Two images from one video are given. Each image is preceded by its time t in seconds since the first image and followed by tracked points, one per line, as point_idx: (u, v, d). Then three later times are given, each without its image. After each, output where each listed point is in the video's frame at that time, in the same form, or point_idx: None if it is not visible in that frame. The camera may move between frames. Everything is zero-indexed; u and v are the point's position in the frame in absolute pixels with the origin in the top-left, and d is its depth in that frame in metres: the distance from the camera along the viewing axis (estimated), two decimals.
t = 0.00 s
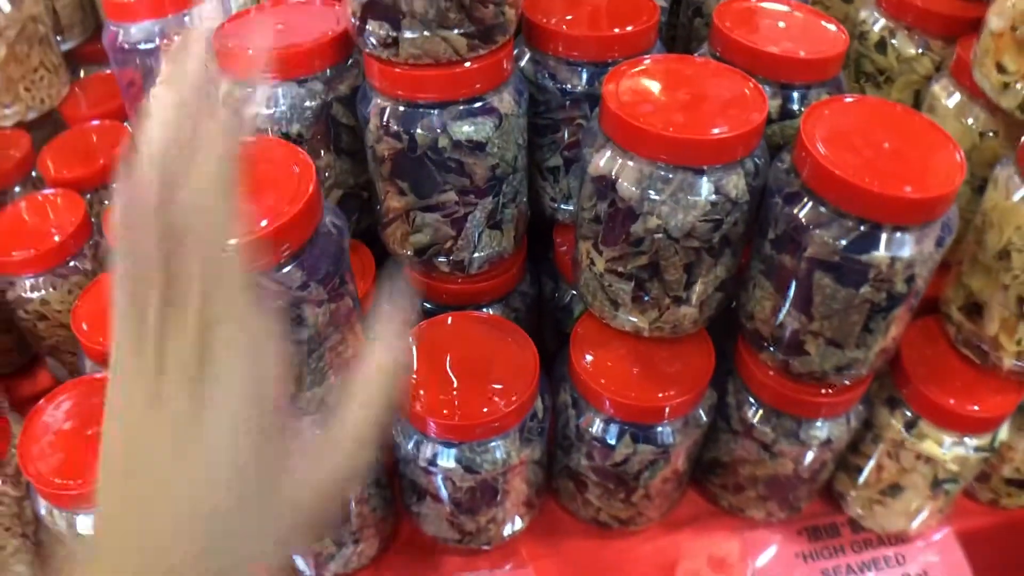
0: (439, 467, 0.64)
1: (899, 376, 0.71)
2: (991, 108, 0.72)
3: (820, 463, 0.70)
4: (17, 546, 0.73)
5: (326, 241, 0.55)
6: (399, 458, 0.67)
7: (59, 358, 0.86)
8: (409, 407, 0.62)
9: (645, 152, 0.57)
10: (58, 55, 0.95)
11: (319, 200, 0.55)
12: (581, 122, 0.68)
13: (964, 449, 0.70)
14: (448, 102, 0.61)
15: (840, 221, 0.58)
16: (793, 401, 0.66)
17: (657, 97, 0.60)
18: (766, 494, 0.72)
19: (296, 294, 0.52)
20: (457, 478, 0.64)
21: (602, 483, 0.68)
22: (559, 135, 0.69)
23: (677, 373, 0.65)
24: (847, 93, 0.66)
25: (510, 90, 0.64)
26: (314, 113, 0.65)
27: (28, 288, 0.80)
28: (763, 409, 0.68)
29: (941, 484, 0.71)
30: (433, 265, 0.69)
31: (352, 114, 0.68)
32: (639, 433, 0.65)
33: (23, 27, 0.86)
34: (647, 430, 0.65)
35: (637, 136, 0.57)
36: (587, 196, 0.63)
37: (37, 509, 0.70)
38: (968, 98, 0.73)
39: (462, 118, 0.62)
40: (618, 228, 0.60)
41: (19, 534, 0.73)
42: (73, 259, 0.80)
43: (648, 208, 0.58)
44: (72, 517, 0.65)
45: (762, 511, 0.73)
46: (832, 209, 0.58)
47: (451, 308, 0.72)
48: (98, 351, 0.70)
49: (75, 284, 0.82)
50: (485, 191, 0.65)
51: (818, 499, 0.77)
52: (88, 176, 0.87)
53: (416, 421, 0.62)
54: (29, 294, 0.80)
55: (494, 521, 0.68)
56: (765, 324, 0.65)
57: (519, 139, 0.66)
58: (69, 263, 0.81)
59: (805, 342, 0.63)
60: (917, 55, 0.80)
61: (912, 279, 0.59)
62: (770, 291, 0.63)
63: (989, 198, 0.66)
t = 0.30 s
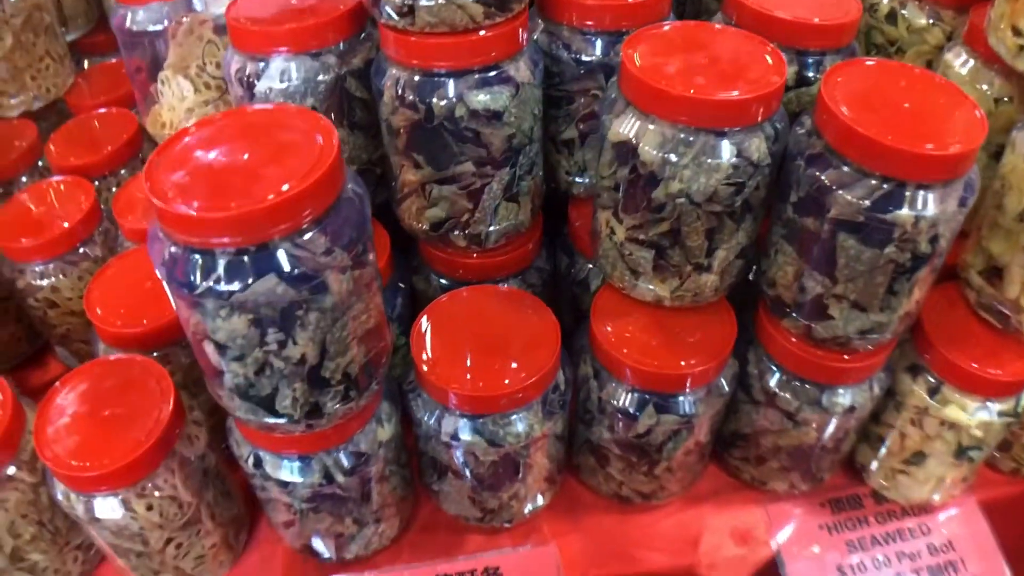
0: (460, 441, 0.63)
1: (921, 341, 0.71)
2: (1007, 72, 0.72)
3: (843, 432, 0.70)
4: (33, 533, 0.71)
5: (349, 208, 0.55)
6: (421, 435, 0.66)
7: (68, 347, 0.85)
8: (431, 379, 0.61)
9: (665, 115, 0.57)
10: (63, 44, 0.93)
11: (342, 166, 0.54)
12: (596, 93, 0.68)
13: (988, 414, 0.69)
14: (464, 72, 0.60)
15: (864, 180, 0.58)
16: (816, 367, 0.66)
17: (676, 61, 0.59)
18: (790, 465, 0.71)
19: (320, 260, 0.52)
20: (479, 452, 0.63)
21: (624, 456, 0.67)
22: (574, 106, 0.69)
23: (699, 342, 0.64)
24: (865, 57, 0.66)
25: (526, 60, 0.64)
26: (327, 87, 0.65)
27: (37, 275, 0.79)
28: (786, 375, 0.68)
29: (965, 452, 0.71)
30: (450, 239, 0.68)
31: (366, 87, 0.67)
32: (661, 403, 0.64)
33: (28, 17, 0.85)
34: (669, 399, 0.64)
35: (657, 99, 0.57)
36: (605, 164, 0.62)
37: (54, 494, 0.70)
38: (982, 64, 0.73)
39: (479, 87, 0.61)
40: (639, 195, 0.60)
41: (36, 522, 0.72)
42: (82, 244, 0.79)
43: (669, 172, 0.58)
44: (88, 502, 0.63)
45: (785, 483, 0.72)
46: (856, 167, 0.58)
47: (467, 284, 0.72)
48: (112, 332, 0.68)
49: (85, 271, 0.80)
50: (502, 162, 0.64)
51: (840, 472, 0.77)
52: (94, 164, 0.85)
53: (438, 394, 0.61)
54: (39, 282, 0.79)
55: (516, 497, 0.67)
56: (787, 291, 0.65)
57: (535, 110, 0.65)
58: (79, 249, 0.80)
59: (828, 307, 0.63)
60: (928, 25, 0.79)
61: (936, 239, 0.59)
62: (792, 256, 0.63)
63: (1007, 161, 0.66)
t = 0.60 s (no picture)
0: (475, 399, 0.63)
1: (928, 307, 0.72)
2: (1012, 46, 0.73)
3: (851, 395, 0.71)
4: (39, 495, 0.70)
5: (375, 160, 0.56)
6: (434, 394, 0.66)
7: (70, 311, 0.84)
8: (447, 336, 0.61)
9: (685, 73, 0.57)
10: (66, 9, 0.95)
11: (367, 118, 0.55)
12: (613, 56, 0.67)
13: (991, 379, 0.71)
14: (482, 30, 0.60)
15: (878, 141, 0.58)
16: (826, 329, 0.67)
17: (696, 23, 0.60)
18: (799, 429, 0.72)
19: (347, 210, 0.54)
20: (494, 411, 0.63)
21: (636, 417, 0.67)
22: (589, 69, 0.68)
23: (712, 303, 0.65)
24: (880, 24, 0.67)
25: (546, 21, 0.64)
26: (344, 45, 0.65)
27: (42, 237, 0.78)
28: (797, 338, 0.69)
29: (969, 418, 0.73)
30: (464, 200, 0.68)
31: (383, 48, 0.67)
32: (675, 362, 0.64)
33: None
34: (680, 359, 0.64)
35: (678, 56, 0.57)
36: (623, 125, 0.63)
37: (62, 453, 0.69)
38: (989, 37, 0.74)
39: (498, 46, 0.61)
40: (657, 154, 0.61)
41: (42, 484, 0.71)
42: (88, 206, 0.78)
43: (689, 131, 0.58)
44: (98, 459, 0.62)
45: (791, 448, 0.73)
46: (872, 129, 0.59)
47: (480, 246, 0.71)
48: (122, 290, 0.68)
49: (89, 233, 0.79)
50: (519, 123, 0.64)
51: (845, 439, 0.78)
52: (98, 126, 0.85)
53: (454, 351, 0.62)
54: (43, 244, 0.78)
55: (528, 459, 0.67)
56: (800, 254, 0.66)
57: (552, 71, 0.65)
58: (84, 212, 0.79)
59: (840, 269, 0.64)
60: None
61: (947, 202, 0.60)
62: (806, 217, 0.64)
63: (1013, 131, 0.68)
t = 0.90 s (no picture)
0: (488, 339, 0.62)
1: (945, 254, 0.71)
2: None
3: (868, 340, 0.69)
4: (34, 446, 0.67)
5: (391, 85, 0.54)
6: (446, 334, 0.65)
7: (65, 258, 0.81)
8: (462, 275, 0.60)
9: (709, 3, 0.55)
10: None
11: (382, 42, 0.53)
12: None
13: (1008, 330, 0.70)
14: None
15: (903, 79, 0.57)
16: (846, 272, 0.66)
17: None
18: (814, 375, 0.71)
19: (360, 135, 0.52)
20: (508, 351, 0.62)
21: (650, 360, 0.66)
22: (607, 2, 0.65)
23: (730, 244, 0.63)
24: None
25: None
26: None
27: (36, 181, 0.75)
28: (815, 281, 0.68)
29: (985, 369, 0.71)
30: (474, 136, 0.66)
31: None
32: (693, 305, 0.63)
33: None
34: (698, 300, 0.63)
35: None
36: (643, 59, 0.61)
37: (59, 400, 0.66)
38: None
39: None
40: (678, 88, 0.59)
41: (37, 433, 0.67)
42: (84, 148, 0.75)
43: (713, 63, 0.56)
44: (97, 404, 0.60)
45: (806, 396, 0.72)
46: (897, 66, 0.57)
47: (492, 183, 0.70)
48: (126, 229, 0.66)
49: (86, 177, 0.77)
50: (534, 54, 0.61)
51: (858, 390, 0.77)
52: (94, 70, 0.82)
53: (468, 289, 0.60)
54: (37, 188, 0.76)
55: (540, 402, 0.65)
56: (821, 192, 0.64)
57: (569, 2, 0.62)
58: (80, 154, 0.76)
59: (862, 209, 0.62)
60: None
61: (971, 143, 0.58)
62: (829, 156, 0.63)
63: None
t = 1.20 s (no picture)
0: (496, 259, 0.60)
1: (962, 177, 0.69)
2: None
3: (883, 265, 0.68)
4: (38, 376, 0.66)
5: None
6: (455, 256, 0.64)
7: (69, 192, 0.81)
8: (469, 193, 0.58)
9: None
10: None
11: None
12: None
13: None
14: None
15: None
16: (863, 192, 0.64)
17: None
18: (828, 300, 0.70)
19: (363, 40, 0.50)
20: (516, 272, 0.60)
21: (661, 282, 0.65)
22: None
23: (744, 161, 0.62)
24: None
25: None
26: None
27: (37, 114, 0.74)
28: (830, 202, 0.66)
29: (1001, 297, 0.69)
30: (481, 54, 0.65)
31: None
32: (705, 224, 0.62)
33: None
34: (709, 219, 0.62)
35: None
36: None
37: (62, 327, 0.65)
38: None
39: None
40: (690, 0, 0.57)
41: (41, 363, 0.66)
42: (85, 80, 0.74)
43: None
44: (100, 329, 0.58)
45: (818, 321, 0.71)
46: None
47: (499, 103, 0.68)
48: (119, 152, 0.65)
49: (88, 109, 0.76)
50: None
51: (870, 317, 0.75)
52: (94, 2, 0.80)
53: (476, 208, 0.59)
54: (38, 122, 0.74)
55: (549, 325, 0.64)
56: (836, 110, 0.63)
57: None
58: (80, 86, 0.75)
59: (878, 126, 0.60)
60: None
61: (991, 60, 0.56)
62: (844, 72, 0.61)
63: None
